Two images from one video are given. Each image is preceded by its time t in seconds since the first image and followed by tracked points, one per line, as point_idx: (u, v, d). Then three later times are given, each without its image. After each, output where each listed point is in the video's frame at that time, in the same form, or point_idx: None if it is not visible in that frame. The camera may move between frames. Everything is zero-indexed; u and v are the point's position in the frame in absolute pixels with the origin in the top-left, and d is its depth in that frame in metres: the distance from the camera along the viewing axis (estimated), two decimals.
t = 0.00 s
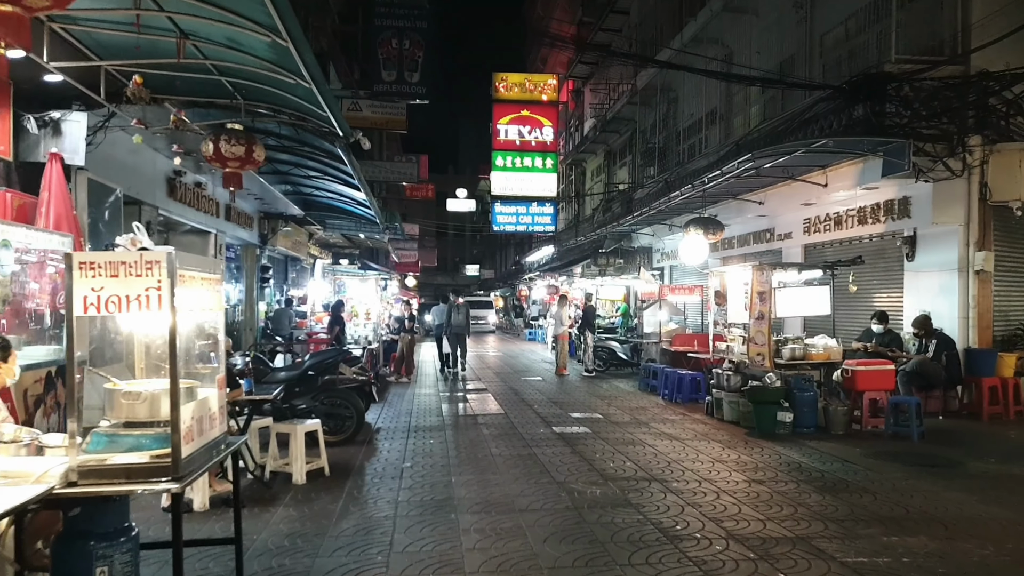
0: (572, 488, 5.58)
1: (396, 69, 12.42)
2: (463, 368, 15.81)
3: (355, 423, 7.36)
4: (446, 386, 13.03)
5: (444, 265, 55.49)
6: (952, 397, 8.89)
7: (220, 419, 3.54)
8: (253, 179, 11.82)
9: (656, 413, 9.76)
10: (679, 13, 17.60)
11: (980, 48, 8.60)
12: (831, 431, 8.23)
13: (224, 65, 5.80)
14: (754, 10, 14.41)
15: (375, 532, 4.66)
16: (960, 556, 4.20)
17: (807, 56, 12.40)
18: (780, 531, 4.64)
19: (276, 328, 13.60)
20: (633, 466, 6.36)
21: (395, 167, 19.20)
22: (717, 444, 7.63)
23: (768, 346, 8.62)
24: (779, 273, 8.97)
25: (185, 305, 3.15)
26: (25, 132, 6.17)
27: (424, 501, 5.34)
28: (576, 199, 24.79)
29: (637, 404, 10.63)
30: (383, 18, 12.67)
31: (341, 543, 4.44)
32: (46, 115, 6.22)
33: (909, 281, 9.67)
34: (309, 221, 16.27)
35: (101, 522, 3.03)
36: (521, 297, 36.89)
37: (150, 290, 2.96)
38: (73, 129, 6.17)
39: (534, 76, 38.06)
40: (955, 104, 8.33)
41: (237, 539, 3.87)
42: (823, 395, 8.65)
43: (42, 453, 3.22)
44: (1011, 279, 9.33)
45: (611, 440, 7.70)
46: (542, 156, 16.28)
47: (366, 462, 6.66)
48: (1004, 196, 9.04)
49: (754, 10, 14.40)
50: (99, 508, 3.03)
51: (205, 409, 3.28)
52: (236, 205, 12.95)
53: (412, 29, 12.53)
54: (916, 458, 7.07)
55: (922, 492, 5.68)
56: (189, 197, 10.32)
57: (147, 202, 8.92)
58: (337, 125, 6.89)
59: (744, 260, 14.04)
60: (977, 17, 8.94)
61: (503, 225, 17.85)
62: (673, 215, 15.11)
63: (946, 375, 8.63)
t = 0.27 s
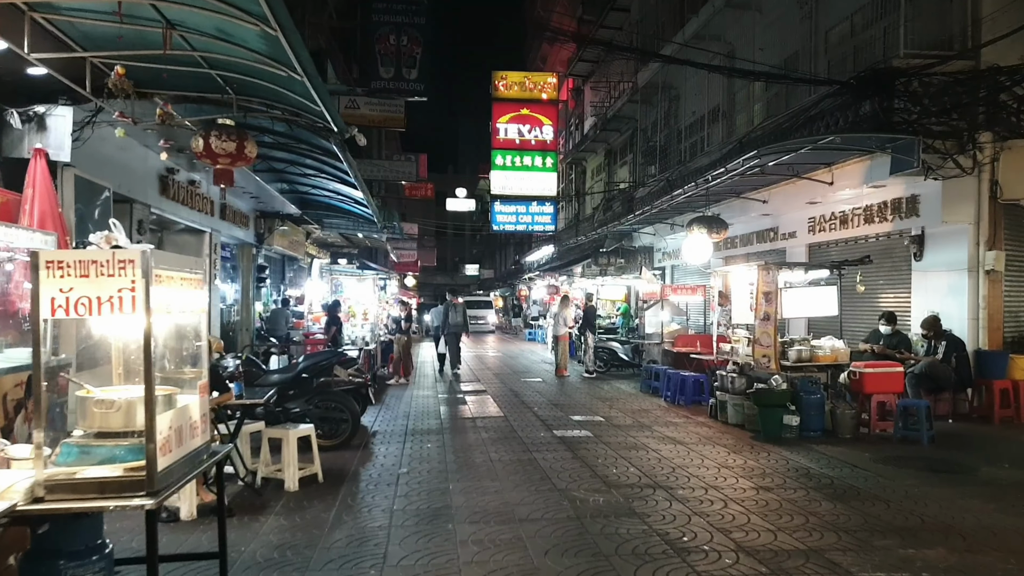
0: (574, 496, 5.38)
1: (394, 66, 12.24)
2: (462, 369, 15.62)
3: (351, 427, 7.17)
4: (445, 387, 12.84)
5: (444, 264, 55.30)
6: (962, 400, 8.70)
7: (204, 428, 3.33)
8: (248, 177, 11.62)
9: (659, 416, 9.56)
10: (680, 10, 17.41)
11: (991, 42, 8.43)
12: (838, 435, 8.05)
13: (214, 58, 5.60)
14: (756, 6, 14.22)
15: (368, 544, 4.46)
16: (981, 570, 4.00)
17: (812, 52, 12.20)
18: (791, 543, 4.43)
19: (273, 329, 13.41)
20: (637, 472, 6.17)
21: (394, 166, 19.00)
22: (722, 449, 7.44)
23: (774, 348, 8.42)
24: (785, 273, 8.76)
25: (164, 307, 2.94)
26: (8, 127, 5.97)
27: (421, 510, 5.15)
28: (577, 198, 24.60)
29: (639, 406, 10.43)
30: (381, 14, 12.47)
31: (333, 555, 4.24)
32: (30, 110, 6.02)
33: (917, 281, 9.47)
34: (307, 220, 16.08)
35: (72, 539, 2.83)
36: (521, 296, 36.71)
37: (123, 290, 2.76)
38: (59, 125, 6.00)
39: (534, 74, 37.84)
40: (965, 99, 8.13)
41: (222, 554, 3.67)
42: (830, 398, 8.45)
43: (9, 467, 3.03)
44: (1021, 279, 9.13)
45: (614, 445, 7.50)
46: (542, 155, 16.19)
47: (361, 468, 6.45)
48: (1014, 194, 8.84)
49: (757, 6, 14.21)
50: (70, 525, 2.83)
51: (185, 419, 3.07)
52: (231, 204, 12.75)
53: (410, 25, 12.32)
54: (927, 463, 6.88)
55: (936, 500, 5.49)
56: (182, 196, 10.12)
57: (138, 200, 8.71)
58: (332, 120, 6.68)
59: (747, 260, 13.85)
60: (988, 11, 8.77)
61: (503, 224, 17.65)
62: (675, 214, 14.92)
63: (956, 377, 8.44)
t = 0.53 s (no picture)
0: (580, 502, 5.16)
1: (393, 60, 12.01)
2: (461, 368, 15.41)
3: (348, 428, 6.94)
4: (444, 387, 12.61)
5: (444, 263, 55.07)
6: (975, 401, 8.48)
7: (188, 432, 3.10)
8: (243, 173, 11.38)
9: (664, 417, 9.34)
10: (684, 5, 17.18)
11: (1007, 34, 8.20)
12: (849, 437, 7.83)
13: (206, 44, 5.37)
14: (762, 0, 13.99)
15: (365, 553, 4.24)
16: None
17: (819, 46, 11.98)
18: (810, 553, 4.21)
19: (269, 328, 13.18)
20: (645, 477, 5.94)
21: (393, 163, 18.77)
22: (731, 452, 7.22)
23: (783, 347, 8.19)
24: (794, 271, 8.51)
25: (141, 303, 2.71)
26: None
27: (421, 516, 4.92)
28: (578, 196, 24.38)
29: (643, 407, 10.20)
30: (380, 7, 12.24)
31: (328, 566, 4.02)
32: (14, 98, 5.79)
33: (928, 279, 9.24)
34: (305, 217, 15.86)
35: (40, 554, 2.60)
36: (522, 295, 36.49)
37: (95, 284, 2.54)
38: (44, 114, 5.78)
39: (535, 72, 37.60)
40: (980, 92, 7.91)
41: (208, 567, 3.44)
42: (840, 399, 8.23)
43: None
44: None
45: (618, 447, 7.28)
46: (543, 153, 16.09)
47: (359, 472, 6.22)
48: None
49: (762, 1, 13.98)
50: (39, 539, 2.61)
51: (166, 423, 2.85)
52: (227, 200, 12.52)
53: (410, 18, 12.09)
54: (943, 467, 6.65)
55: (956, 506, 5.27)
56: (176, 191, 9.88)
57: (130, 195, 8.46)
58: (329, 111, 6.46)
59: (751, 258, 13.63)
60: (1003, 2, 8.55)
61: (503, 222, 17.42)
62: (679, 211, 14.70)
63: (970, 378, 8.22)
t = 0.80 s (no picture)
0: (589, 505, 4.97)
1: (392, 53, 11.82)
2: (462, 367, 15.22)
3: (347, 429, 6.74)
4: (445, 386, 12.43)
5: (443, 262, 54.86)
6: (988, 399, 8.29)
7: (176, 436, 2.91)
8: (241, 169, 11.18)
9: (670, 416, 9.15)
10: None
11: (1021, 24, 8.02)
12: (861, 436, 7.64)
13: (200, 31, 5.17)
14: None
15: (365, 561, 4.04)
16: None
17: (825, 39, 11.78)
18: (832, 559, 4.01)
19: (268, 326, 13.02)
20: (654, 479, 5.74)
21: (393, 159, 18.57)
22: (741, 452, 7.03)
23: (793, 345, 8.01)
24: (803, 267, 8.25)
25: (124, 297, 2.52)
26: None
27: (423, 521, 4.73)
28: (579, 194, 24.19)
29: (649, 406, 10.02)
30: None
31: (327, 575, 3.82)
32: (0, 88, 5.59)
33: (940, 275, 9.04)
34: (303, 214, 15.66)
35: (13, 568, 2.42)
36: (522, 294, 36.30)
37: (72, 276, 2.34)
38: (32, 104, 5.61)
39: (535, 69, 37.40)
40: (994, 83, 7.72)
41: None
42: (851, 397, 8.04)
43: None
44: None
45: (625, 448, 7.08)
46: (543, 150, 15.98)
47: (359, 474, 6.03)
48: None
49: None
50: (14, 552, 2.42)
51: (152, 427, 2.66)
52: (224, 196, 12.32)
53: (409, 11, 11.89)
54: (959, 467, 6.47)
55: (978, 508, 5.08)
56: (172, 186, 9.68)
57: (123, 189, 8.26)
58: (327, 102, 6.26)
59: (756, 255, 13.44)
60: None
61: (503, 220, 17.23)
62: (682, 207, 14.50)
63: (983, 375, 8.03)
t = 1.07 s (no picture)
0: (598, 510, 4.73)
1: (391, 42, 11.57)
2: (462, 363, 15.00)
3: (345, 428, 6.50)
4: (446, 382, 12.21)
5: (443, 256, 54.60)
6: (1005, 396, 8.06)
7: (155, 444, 2.66)
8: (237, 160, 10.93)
9: (677, 414, 8.91)
10: None
11: None
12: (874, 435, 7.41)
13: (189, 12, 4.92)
14: None
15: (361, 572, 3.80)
16: None
17: (834, 26, 11.52)
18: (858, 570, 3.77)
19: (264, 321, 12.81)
20: (665, 481, 5.50)
21: (391, 152, 18.30)
22: (753, 451, 6.79)
23: (804, 340, 7.77)
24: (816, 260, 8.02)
25: (92, 292, 2.27)
26: None
27: (424, 527, 4.49)
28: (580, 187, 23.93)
29: (654, 403, 9.79)
30: None
31: None
32: None
33: (954, 268, 8.80)
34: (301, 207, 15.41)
35: None
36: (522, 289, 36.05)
37: (31, 268, 2.11)
38: (13, 91, 5.30)
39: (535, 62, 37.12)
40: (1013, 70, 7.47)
41: None
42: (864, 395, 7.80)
43: None
44: None
45: (632, 447, 6.85)
46: (543, 143, 15.78)
47: (357, 476, 5.79)
48: None
49: None
50: None
51: (128, 434, 2.42)
52: (220, 188, 12.07)
53: None
54: (980, 468, 6.23)
55: (1006, 513, 4.84)
56: (165, 177, 9.42)
57: (114, 180, 8.00)
58: (323, 89, 6.01)
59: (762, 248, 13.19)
60: None
61: (504, 214, 16.97)
62: (686, 200, 14.25)
63: (1001, 372, 7.79)
